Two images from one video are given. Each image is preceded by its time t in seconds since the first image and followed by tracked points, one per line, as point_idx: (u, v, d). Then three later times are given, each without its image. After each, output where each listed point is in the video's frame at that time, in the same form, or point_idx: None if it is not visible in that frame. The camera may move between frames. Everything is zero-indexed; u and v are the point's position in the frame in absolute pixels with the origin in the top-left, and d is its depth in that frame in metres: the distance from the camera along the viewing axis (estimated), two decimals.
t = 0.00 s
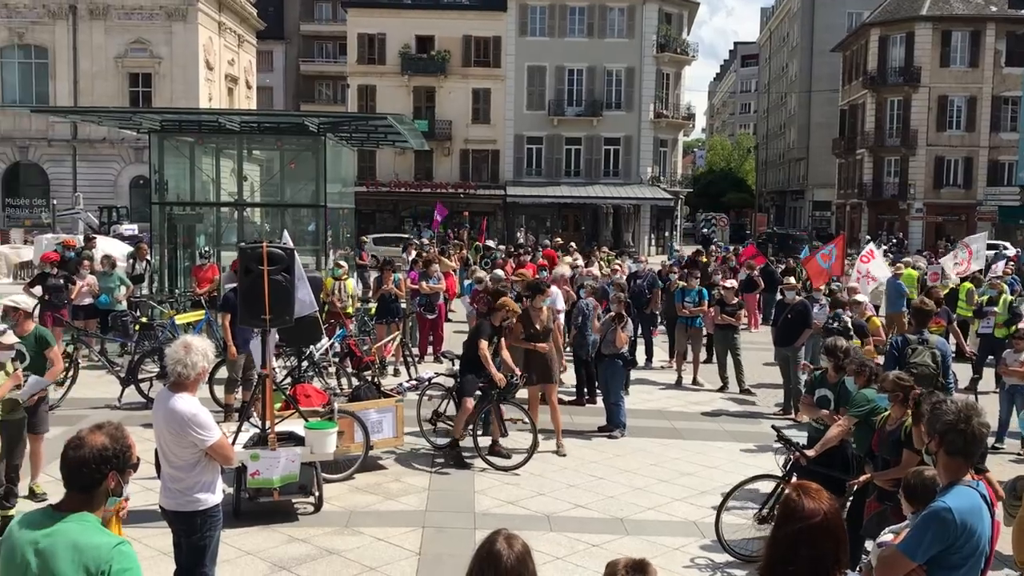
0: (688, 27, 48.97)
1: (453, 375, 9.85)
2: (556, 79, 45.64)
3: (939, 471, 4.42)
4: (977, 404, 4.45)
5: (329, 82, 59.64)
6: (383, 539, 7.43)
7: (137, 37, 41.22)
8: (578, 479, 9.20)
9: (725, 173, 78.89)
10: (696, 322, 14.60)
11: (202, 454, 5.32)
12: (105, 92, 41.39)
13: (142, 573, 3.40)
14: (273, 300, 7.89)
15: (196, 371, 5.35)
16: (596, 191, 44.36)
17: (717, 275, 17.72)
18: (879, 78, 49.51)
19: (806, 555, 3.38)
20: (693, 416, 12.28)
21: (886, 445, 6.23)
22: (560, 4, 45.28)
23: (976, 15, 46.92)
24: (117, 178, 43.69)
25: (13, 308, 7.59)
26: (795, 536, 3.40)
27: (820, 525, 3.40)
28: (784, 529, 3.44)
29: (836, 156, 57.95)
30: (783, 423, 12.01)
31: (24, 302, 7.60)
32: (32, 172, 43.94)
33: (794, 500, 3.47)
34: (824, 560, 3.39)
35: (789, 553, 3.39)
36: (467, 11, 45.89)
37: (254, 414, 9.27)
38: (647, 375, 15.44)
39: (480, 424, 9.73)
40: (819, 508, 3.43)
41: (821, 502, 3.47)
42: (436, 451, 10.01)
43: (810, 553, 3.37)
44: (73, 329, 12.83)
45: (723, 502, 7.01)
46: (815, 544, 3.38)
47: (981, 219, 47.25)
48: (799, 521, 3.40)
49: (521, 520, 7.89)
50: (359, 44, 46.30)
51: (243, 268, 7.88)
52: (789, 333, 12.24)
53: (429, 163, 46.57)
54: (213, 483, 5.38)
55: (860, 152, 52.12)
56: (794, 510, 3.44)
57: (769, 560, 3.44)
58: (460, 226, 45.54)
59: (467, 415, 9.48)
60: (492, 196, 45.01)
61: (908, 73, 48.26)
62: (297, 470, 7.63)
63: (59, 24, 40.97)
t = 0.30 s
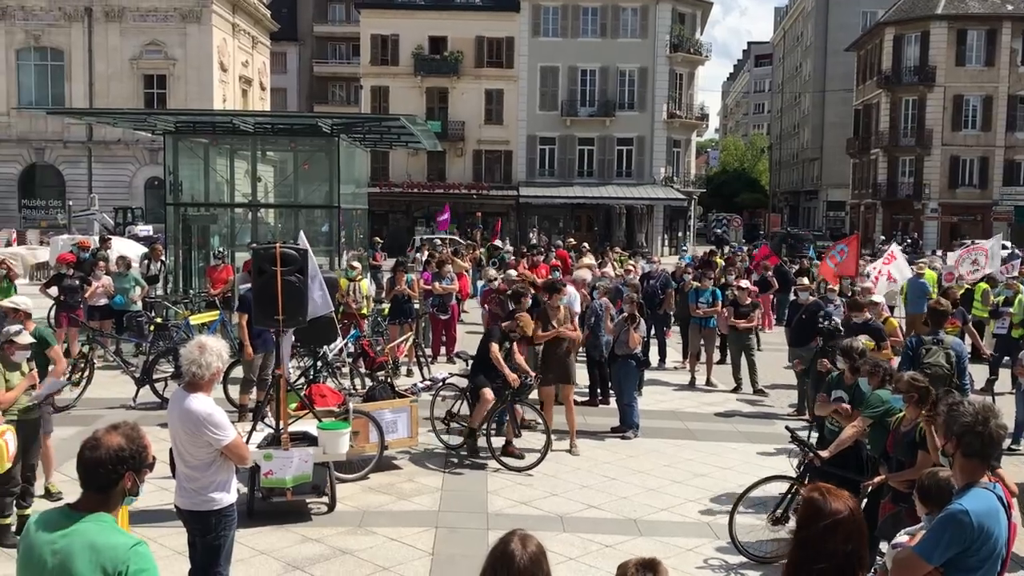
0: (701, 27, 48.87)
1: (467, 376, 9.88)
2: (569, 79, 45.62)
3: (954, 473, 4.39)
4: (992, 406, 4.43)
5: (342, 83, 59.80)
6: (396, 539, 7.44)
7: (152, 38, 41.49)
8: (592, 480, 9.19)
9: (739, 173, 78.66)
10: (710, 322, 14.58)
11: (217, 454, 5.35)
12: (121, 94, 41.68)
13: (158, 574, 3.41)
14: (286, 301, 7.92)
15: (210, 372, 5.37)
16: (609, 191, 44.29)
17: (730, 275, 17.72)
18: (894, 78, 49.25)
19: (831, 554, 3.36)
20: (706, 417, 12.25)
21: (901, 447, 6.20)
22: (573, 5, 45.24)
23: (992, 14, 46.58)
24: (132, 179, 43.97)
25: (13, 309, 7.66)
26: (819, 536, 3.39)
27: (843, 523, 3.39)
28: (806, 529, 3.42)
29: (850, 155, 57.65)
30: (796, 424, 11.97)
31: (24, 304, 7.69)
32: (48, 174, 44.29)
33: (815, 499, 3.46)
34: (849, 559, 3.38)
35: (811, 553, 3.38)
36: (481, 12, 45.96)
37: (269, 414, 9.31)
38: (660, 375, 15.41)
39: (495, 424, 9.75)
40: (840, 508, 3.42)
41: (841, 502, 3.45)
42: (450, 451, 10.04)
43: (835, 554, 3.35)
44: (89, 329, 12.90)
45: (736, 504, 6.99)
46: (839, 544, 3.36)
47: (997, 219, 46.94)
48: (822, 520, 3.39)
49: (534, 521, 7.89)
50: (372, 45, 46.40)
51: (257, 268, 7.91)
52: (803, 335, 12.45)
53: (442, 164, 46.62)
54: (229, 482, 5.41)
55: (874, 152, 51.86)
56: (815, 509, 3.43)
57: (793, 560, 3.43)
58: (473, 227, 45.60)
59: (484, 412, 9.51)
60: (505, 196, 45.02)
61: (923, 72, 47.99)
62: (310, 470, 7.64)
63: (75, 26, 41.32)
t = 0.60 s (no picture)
0: (713, 27, 48.75)
1: (479, 376, 9.90)
2: (580, 79, 45.54)
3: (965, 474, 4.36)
4: (1004, 407, 4.40)
5: (354, 85, 59.95)
6: (407, 539, 7.44)
7: (164, 41, 41.72)
8: (603, 481, 9.17)
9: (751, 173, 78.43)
10: (722, 322, 14.54)
11: (229, 454, 5.36)
12: (133, 96, 41.86)
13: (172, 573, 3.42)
14: (298, 302, 7.93)
15: (223, 372, 5.38)
16: (620, 191, 44.22)
17: (743, 278, 17.69)
18: (907, 77, 49.01)
19: (868, 554, 3.48)
20: (718, 418, 12.20)
21: (914, 448, 6.17)
22: (584, 5, 45.15)
23: (1005, 13, 46.27)
24: (145, 181, 44.15)
25: (6, 311, 7.35)
26: (851, 536, 3.51)
27: (878, 524, 3.53)
28: (840, 532, 3.53)
29: (862, 155, 57.39)
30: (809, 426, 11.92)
31: (16, 305, 7.40)
32: (61, 175, 44.51)
33: (843, 502, 3.59)
34: (884, 560, 3.50)
35: (848, 555, 3.49)
36: (492, 12, 45.99)
37: (282, 416, 9.32)
38: (671, 376, 15.38)
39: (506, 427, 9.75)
40: (872, 511, 3.56)
41: (871, 506, 3.60)
42: (461, 452, 10.03)
43: (873, 554, 3.48)
44: (102, 330, 12.96)
45: (748, 504, 6.96)
46: (872, 543, 3.50)
47: (1011, 219, 46.61)
48: (857, 522, 3.51)
49: (546, 522, 7.88)
50: (383, 46, 46.52)
51: (269, 269, 7.93)
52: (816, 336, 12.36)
53: (453, 165, 46.66)
54: (241, 483, 5.42)
55: (887, 152, 51.59)
56: (847, 512, 3.55)
57: (826, 562, 3.53)
58: (484, 228, 45.61)
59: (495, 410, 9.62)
60: (515, 197, 44.98)
61: (936, 72, 47.73)
62: (321, 471, 7.65)
63: (88, 29, 41.54)
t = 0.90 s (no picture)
0: (724, 27, 48.64)
1: (489, 376, 9.89)
2: (591, 79, 45.47)
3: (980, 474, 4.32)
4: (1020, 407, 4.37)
5: (365, 85, 60.02)
6: (418, 539, 7.44)
7: (176, 42, 41.94)
8: (615, 481, 9.15)
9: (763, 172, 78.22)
10: (734, 322, 14.49)
11: (242, 454, 5.37)
12: (144, 97, 42.03)
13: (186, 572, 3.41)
14: (310, 302, 7.94)
15: (235, 372, 5.39)
16: (631, 191, 44.16)
17: (754, 278, 17.64)
18: (919, 76, 48.74)
19: (895, 554, 3.44)
20: (729, 418, 12.16)
21: (927, 448, 6.13)
22: (595, 5, 45.07)
23: (1020, 10, 45.95)
24: (157, 181, 44.32)
25: (2, 310, 7.17)
26: (875, 537, 3.47)
27: (904, 523, 3.50)
28: (864, 531, 3.49)
29: (874, 154, 57.14)
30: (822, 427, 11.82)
31: (13, 304, 7.21)
32: (74, 176, 44.77)
33: (869, 502, 3.55)
34: (908, 560, 3.46)
35: (875, 555, 3.45)
36: (503, 12, 45.99)
37: (293, 416, 9.32)
38: (682, 376, 15.35)
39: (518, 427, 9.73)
40: (897, 510, 3.52)
41: (896, 505, 3.56)
42: (473, 452, 10.03)
43: (900, 553, 3.44)
44: (114, 329, 13.02)
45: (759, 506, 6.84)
46: (897, 544, 3.45)
47: None
48: (882, 522, 3.48)
49: (558, 522, 7.86)
50: (394, 47, 46.60)
51: (280, 269, 7.95)
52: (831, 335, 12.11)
53: (464, 165, 46.69)
54: (252, 482, 5.42)
55: (900, 151, 51.32)
56: (873, 511, 3.51)
57: (850, 564, 3.50)
58: (495, 228, 45.60)
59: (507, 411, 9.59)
60: (526, 197, 44.95)
61: (949, 70, 47.45)
62: (333, 470, 7.66)
63: (100, 30, 41.76)
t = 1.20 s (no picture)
0: (739, 24, 48.47)
1: (504, 374, 9.91)
2: (605, 77, 45.40)
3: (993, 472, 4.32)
4: None
5: (380, 84, 59.97)
6: (432, 536, 7.46)
7: (192, 41, 42.15)
8: (629, 479, 9.14)
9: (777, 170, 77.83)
10: (749, 321, 14.45)
11: (258, 450, 5.40)
12: (161, 96, 42.31)
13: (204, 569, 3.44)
14: (325, 300, 7.98)
15: (251, 369, 5.41)
16: (645, 188, 44.07)
17: (770, 275, 17.57)
18: (936, 73, 48.42)
19: (919, 550, 3.46)
20: (744, 416, 12.12)
21: (942, 447, 6.09)
22: (609, 2, 44.99)
23: None
24: (173, 180, 44.52)
25: (3, 313, 7.23)
26: (896, 533, 3.49)
27: (926, 519, 3.51)
28: (887, 527, 3.51)
29: (890, 152, 56.80)
30: (836, 425, 11.77)
31: (13, 306, 7.29)
32: (90, 174, 45.03)
33: (891, 498, 3.56)
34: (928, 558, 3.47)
35: (897, 550, 3.47)
36: (517, 10, 45.94)
37: (309, 413, 9.34)
38: (697, 374, 15.32)
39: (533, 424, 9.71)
40: (919, 506, 3.54)
41: (918, 500, 3.58)
42: (487, 449, 10.05)
43: (922, 549, 3.46)
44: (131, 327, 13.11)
45: (774, 504, 6.82)
46: (919, 539, 3.47)
47: None
48: (904, 516, 3.49)
49: (571, 520, 7.86)
50: (409, 45, 46.68)
51: (295, 267, 8.00)
52: (845, 333, 12.01)
53: (478, 163, 46.72)
54: (268, 478, 5.46)
55: (916, 148, 50.98)
56: (895, 507, 3.52)
57: (873, 560, 3.52)
58: (509, 226, 45.57)
59: (522, 409, 9.60)
60: (540, 195, 44.90)
61: (967, 67, 47.10)
62: (347, 467, 7.72)
63: (117, 30, 42.03)
